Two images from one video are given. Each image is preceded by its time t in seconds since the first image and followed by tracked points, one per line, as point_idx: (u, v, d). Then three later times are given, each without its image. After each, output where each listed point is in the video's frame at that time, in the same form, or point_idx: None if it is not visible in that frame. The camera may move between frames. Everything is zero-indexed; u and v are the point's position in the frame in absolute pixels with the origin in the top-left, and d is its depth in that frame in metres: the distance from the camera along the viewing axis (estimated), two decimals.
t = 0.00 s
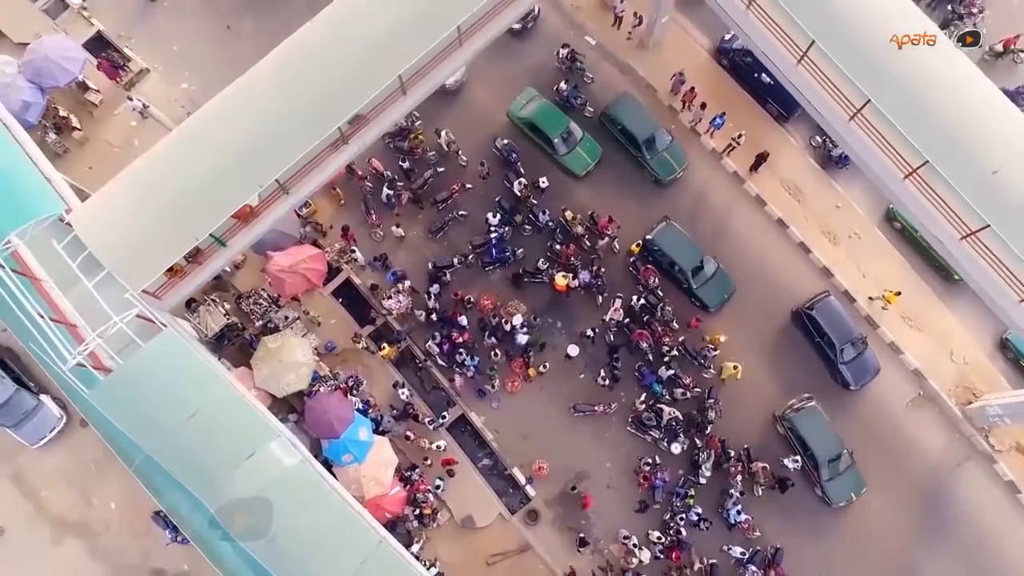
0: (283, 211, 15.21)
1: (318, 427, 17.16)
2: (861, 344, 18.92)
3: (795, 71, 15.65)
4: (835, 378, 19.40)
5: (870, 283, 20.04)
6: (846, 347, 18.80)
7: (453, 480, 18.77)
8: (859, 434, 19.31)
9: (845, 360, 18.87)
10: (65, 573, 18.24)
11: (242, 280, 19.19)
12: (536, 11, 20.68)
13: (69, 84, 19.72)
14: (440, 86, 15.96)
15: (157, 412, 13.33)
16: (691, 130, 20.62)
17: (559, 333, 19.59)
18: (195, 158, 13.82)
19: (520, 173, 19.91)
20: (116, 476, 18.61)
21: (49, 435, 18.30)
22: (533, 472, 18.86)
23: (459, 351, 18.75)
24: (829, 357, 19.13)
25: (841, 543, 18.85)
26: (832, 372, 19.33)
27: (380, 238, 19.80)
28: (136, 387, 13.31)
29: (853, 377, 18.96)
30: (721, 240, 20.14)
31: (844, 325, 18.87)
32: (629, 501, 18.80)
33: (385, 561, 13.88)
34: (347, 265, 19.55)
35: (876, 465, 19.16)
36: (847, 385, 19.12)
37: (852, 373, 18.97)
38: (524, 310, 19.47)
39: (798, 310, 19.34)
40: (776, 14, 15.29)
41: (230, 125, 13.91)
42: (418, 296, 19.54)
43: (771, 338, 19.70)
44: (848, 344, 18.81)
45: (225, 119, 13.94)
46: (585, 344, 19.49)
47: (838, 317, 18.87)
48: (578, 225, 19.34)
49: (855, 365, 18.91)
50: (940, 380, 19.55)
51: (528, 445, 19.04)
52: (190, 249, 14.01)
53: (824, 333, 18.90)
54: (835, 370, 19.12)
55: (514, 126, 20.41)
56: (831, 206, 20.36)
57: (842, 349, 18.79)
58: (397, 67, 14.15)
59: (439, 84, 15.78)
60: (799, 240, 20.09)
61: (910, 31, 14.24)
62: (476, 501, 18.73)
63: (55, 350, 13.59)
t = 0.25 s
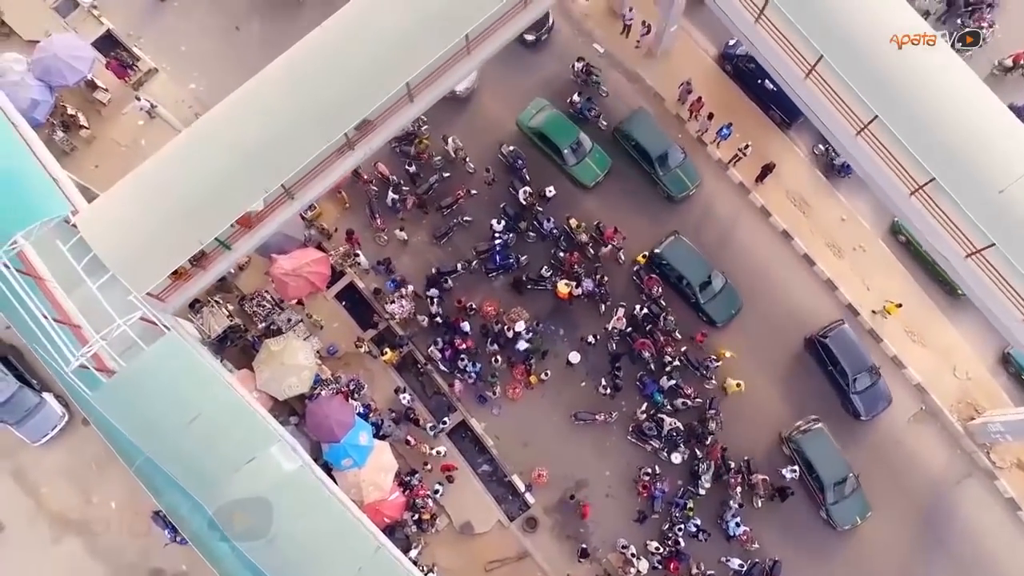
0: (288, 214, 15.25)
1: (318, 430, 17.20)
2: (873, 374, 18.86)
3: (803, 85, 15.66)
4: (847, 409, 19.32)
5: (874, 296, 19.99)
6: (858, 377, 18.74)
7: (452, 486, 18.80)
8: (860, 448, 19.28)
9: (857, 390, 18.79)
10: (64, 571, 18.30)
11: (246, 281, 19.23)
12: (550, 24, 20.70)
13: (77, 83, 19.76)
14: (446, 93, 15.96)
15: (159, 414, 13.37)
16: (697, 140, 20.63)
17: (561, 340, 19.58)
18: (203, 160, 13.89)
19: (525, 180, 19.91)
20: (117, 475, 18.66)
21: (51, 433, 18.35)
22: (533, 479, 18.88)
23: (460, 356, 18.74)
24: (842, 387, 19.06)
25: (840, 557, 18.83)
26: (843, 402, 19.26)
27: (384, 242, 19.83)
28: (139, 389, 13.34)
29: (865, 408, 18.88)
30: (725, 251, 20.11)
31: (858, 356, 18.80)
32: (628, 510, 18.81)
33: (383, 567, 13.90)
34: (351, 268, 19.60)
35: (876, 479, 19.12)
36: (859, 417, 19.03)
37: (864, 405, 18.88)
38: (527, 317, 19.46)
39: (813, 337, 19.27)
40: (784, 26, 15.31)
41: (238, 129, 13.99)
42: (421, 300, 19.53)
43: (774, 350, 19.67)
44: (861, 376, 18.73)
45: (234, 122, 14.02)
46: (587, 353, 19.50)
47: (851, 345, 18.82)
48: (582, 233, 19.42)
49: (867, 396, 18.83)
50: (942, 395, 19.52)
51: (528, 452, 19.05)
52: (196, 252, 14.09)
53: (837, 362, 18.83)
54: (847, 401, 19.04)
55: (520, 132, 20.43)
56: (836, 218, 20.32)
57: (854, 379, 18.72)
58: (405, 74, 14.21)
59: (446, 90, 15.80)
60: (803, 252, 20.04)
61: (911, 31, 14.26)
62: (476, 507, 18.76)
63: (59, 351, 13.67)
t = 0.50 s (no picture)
0: (295, 220, 15.28)
1: (320, 434, 17.24)
2: (890, 420, 18.77)
3: (814, 104, 15.64)
4: (862, 453, 19.19)
5: (880, 314, 19.89)
6: (876, 422, 18.64)
7: (452, 493, 18.82)
8: (862, 467, 19.24)
9: (873, 435, 18.69)
10: (63, 567, 18.38)
11: (252, 283, 19.27)
12: (570, 40, 20.62)
13: (90, 81, 19.83)
14: (457, 101, 15.95)
15: (161, 416, 13.42)
16: (705, 153, 20.58)
17: (565, 350, 19.57)
18: (211, 163, 13.99)
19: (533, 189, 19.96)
20: (119, 473, 18.75)
21: (54, 429, 18.43)
22: (532, 489, 18.90)
23: (463, 364, 18.75)
24: (858, 430, 18.96)
25: None
26: (858, 447, 19.15)
27: (390, 248, 19.86)
28: (142, 391, 13.38)
29: (880, 453, 18.77)
30: (732, 266, 20.06)
31: (876, 399, 18.68)
32: (627, 523, 18.81)
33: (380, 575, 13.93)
34: (356, 272, 19.61)
35: (876, 499, 19.10)
36: (873, 461, 18.92)
37: (880, 449, 18.78)
38: (530, 325, 19.44)
39: (831, 377, 19.16)
40: (795, 43, 15.26)
41: (250, 134, 14.10)
42: (426, 306, 19.55)
43: (777, 366, 19.64)
44: (878, 419, 18.64)
45: (246, 128, 14.13)
46: (590, 364, 19.50)
47: (869, 389, 18.71)
48: (588, 243, 19.41)
49: (883, 441, 18.73)
50: (945, 417, 19.46)
51: (529, 461, 19.05)
52: (203, 256, 14.13)
53: (854, 405, 18.73)
54: (863, 445, 18.94)
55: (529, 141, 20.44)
56: (844, 235, 20.26)
57: (871, 423, 18.62)
58: (416, 84, 14.23)
59: (456, 99, 15.80)
60: (810, 269, 19.98)
61: (910, 31, 14.30)
62: (475, 515, 18.78)
63: (64, 350, 13.70)
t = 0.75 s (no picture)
0: (301, 223, 15.31)
1: (321, 437, 17.28)
2: (902, 453, 18.69)
3: (820, 117, 15.53)
4: (872, 485, 19.10)
5: (884, 327, 19.83)
6: (888, 455, 18.55)
7: (451, 498, 18.83)
8: (862, 480, 19.21)
9: (885, 468, 18.61)
10: (62, 563, 18.43)
11: (256, 283, 19.28)
12: (585, 53, 20.56)
13: (99, 78, 19.87)
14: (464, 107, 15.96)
15: (162, 418, 13.44)
16: (712, 162, 20.53)
17: (567, 357, 19.56)
18: (218, 165, 14.04)
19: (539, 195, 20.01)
20: (119, 471, 18.79)
21: (55, 426, 18.47)
22: (532, 495, 18.90)
23: (466, 370, 18.77)
24: (869, 463, 18.88)
25: None
26: (868, 478, 19.06)
27: (395, 251, 19.87)
28: (145, 393, 13.42)
29: (891, 486, 18.69)
30: (736, 276, 20.03)
31: (889, 432, 18.59)
32: (626, 531, 18.81)
33: None
34: (360, 275, 19.56)
35: (876, 512, 19.09)
36: (884, 494, 18.84)
37: (891, 484, 18.69)
38: (533, 332, 19.41)
39: (843, 408, 19.05)
40: (804, 55, 15.17)
41: (257, 137, 14.15)
42: (429, 310, 19.61)
43: (780, 377, 19.61)
44: (890, 453, 18.56)
45: (253, 131, 14.18)
46: (592, 372, 19.48)
47: (882, 421, 18.62)
48: (592, 250, 19.44)
49: (895, 474, 18.66)
50: (947, 431, 19.42)
51: (529, 467, 19.06)
52: (208, 258, 14.15)
53: (867, 438, 18.62)
54: (873, 477, 18.85)
55: (536, 147, 20.44)
56: (849, 248, 20.21)
57: (883, 457, 18.54)
58: (423, 91, 14.25)
59: (462, 105, 15.81)
60: (814, 280, 19.94)
61: (909, 31, 14.41)
62: (474, 520, 18.80)
63: (67, 349, 13.71)
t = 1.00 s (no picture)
0: (308, 227, 15.34)
1: (322, 441, 17.29)
2: (918, 504, 18.57)
3: (831, 135, 15.48)
4: (887, 533, 18.98)
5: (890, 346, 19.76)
6: (904, 504, 18.45)
7: (451, 504, 18.86)
8: (862, 499, 19.18)
9: (900, 517, 18.49)
10: (61, 557, 18.51)
11: (261, 283, 19.30)
12: (605, 72, 20.45)
13: (112, 75, 19.94)
14: (474, 115, 15.96)
15: (165, 419, 13.51)
16: (721, 176, 20.49)
17: (570, 367, 19.54)
18: (227, 168, 14.08)
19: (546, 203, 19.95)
20: (121, 466, 18.87)
21: (59, 420, 18.53)
22: (531, 504, 18.92)
23: (468, 377, 18.76)
24: (885, 511, 18.74)
25: None
26: (884, 527, 18.93)
27: (401, 255, 19.85)
28: (149, 394, 13.51)
29: (907, 536, 18.56)
30: (742, 290, 19.98)
31: (906, 482, 18.51)
32: (624, 543, 18.80)
33: None
34: (366, 279, 19.59)
35: (875, 531, 19.07)
36: (898, 544, 18.72)
37: (906, 533, 18.56)
38: (537, 340, 19.40)
39: (860, 454, 19.00)
40: (816, 74, 15.09)
41: (267, 141, 14.17)
42: (434, 315, 19.56)
43: (783, 392, 19.56)
44: (906, 503, 18.45)
45: (263, 135, 14.20)
46: (595, 382, 19.47)
47: (899, 469, 18.56)
48: (598, 260, 19.42)
49: (911, 524, 18.53)
50: (950, 453, 19.35)
51: (529, 476, 19.06)
52: (215, 261, 14.19)
53: (883, 486, 18.53)
54: (888, 526, 18.74)
55: (545, 155, 20.44)
56: (856, 265, 20.15)
57: (899, 506, 18.43)
58: (434, 100, 14.24)
59: (473, 113, 15.81)
60: (820, 297, 19.88)
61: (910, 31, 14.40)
62: (472, 527, 18.82)
63: (72, 348, 13.79)
